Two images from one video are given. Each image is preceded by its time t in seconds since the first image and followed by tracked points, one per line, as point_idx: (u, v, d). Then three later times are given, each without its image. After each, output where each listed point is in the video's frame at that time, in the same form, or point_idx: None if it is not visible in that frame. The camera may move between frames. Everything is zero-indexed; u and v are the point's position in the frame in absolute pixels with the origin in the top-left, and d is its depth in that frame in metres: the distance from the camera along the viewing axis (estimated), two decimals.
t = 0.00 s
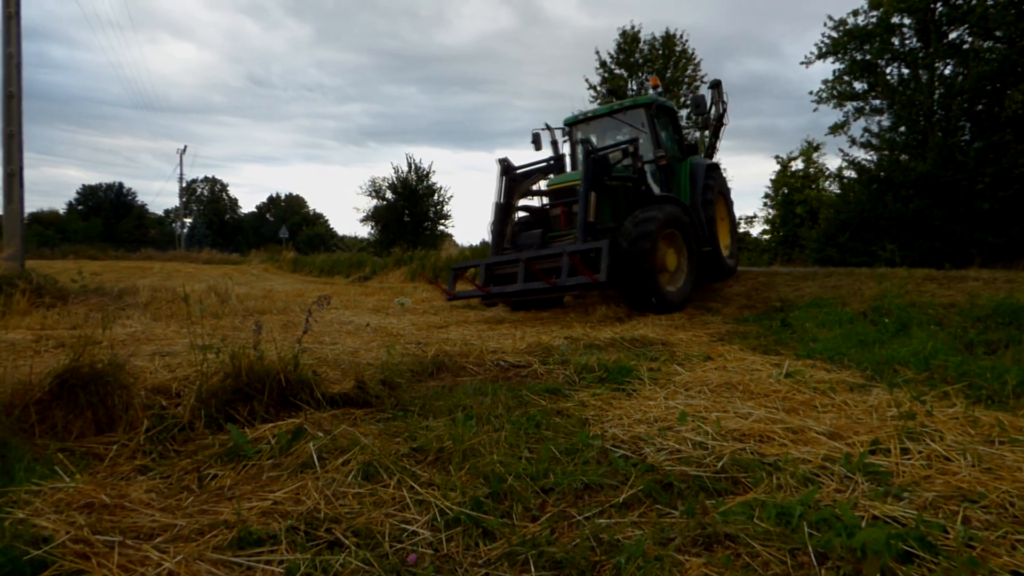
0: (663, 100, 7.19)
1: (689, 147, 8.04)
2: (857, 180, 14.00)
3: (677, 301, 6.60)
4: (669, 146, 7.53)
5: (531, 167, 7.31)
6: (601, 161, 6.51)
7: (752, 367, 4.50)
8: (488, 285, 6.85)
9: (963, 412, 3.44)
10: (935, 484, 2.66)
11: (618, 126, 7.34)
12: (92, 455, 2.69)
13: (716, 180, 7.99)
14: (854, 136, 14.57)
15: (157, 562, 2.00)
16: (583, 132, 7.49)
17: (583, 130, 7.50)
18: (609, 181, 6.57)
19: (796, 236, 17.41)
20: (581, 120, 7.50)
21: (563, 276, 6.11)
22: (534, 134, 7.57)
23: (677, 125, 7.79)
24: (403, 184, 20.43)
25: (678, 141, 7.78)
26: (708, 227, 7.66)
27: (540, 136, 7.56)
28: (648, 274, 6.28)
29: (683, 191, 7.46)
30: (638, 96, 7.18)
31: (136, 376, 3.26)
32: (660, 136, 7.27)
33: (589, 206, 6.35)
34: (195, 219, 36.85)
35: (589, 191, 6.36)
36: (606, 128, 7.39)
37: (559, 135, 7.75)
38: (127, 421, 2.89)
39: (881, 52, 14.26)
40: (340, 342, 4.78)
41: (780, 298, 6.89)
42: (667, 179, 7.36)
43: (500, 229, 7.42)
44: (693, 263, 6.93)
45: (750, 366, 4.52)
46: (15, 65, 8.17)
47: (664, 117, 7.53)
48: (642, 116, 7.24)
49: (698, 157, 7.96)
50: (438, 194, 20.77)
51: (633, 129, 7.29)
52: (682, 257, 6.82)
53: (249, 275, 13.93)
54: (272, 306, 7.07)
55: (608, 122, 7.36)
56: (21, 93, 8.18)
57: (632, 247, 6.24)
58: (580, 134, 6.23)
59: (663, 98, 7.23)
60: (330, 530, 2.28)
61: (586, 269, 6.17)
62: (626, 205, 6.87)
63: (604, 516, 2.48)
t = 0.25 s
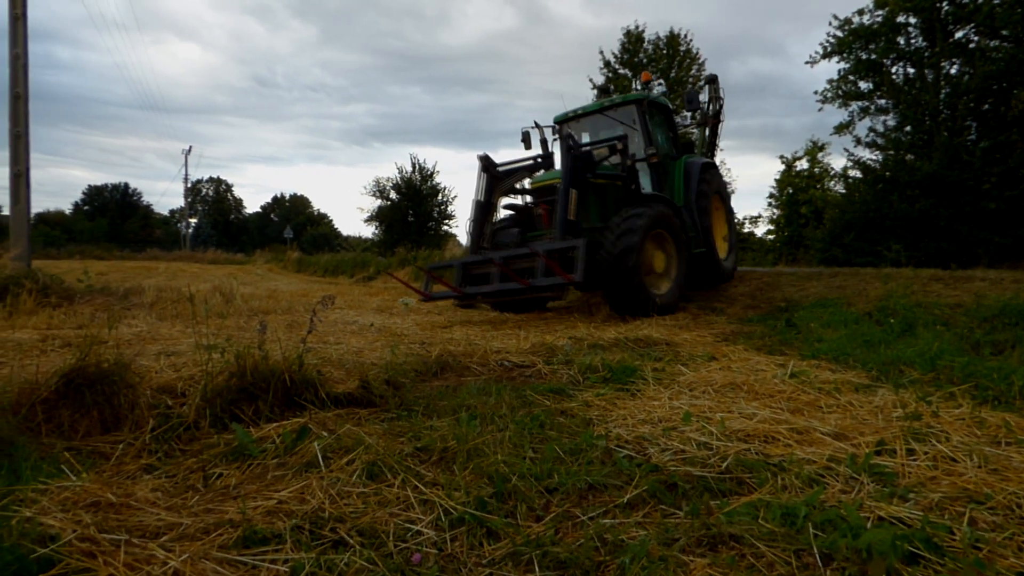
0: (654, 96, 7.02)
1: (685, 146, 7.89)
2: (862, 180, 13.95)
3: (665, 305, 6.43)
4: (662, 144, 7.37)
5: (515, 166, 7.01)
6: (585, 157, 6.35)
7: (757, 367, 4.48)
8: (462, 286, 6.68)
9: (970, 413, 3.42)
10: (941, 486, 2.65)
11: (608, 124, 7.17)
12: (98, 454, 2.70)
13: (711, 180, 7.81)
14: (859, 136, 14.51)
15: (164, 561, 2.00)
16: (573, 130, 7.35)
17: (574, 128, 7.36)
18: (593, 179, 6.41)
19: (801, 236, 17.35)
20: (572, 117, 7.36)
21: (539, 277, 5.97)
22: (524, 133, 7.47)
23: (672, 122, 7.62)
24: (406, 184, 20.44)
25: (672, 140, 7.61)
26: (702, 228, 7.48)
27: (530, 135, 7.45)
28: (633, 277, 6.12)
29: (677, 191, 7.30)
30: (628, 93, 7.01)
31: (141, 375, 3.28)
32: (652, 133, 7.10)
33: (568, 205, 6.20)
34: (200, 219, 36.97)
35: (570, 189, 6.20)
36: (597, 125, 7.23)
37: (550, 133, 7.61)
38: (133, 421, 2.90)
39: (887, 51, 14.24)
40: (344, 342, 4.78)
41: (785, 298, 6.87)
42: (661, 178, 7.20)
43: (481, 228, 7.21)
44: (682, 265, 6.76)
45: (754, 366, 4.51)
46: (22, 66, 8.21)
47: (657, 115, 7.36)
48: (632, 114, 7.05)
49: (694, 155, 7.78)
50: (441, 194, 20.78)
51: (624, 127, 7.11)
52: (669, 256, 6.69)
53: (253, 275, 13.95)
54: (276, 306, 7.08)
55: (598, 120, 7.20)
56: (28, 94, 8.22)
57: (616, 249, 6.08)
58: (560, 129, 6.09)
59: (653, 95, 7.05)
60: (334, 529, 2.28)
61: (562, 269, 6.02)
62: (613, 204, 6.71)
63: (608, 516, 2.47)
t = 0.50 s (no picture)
0: (656, 91, 6.89)
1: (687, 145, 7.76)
2: (872, 180, 13.84)
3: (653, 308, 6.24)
4: (663, 141, 7.22)
5: (501, 160, 6.53)
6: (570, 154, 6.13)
7: (766, 367, 4.46)
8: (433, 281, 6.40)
9: (982, 414, 3.39)
10: (953, 488, 2.63)
11: (608, 119, 7.03)
12: (110, 452, 2.72)
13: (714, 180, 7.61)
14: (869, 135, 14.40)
15: (174, 558, 2.02)
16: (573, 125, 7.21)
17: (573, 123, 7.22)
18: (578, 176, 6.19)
19: (810, 236, 17.25)
20: (571, 112, 7.23)
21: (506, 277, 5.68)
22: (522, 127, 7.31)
23: (673, 120, 7.50)
24: (414, 184, 20.48)
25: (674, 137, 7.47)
26: (701, 229, 7.26)
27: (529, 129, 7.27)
28: (615, 279, 5.95)
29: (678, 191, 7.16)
30: (629, 88, 6.88)
31: (152, 374, 3.30)
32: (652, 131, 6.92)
33: (548, 203, 5.93)
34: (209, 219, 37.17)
35: (552, 187, 5.94)
36: (596, 120, 7.09)
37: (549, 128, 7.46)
38: (144, 419, 2.92)
39: (897, 48, 14.15)
40: (352, 342, 4.79)
41: (794, 298, 6.84)
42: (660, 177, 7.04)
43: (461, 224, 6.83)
44: (672, 267, 6.57)
45: (763, 367, 4.48)
46: (35, 68, 8.28)
47: (658, 111, 7.23)
48: (633, 108, 6.91)
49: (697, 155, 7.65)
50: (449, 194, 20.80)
51: (624, 122, 6.96)
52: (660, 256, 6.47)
53: (262, 275, 14.00)
54: (285, 305, 7.11)
55: (599, 115, 7.06)
56: (41, 95, 8.29)
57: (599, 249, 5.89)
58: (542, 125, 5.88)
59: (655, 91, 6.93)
60: (343, 528, 2.29)
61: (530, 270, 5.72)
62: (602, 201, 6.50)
63: (616, 516, 2.47)
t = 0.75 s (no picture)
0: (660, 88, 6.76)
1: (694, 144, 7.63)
2: (885, 179, 13.70)
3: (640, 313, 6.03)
4: (667, 140, 7.08)
5: (491, 154, 6.19)
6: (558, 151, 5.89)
7: (777, 368, 4.43)
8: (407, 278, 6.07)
9: (998, 416, 3.35)
10: (968, 490, 2.60)
11: (611, 114, 6.94)
12: (123, 449, 2.74)
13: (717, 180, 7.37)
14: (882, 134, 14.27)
15: (188, 555, 2.03)
16: (576, 119, 7.17)
17: (576, 117, 7.19)
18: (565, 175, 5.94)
19: (822, 235, 17.10)
20: (575, 105, 7.20)
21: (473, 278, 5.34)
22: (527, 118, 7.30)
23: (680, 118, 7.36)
24: (424, 184, 20.52)
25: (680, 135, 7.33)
26: (699, 231, 7.03)
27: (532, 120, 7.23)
28: (598, 283, 5.76)
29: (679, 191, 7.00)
30: (633, 83, 6.77)
31: (165, 373, 3.33)
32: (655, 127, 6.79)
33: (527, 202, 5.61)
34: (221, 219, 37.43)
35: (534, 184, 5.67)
36: (601, 114, 7.02)
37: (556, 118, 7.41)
38: (157, 417, 2.95)
39: (911, 46, 13.99)
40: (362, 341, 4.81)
41: (806, 298, 6.79)
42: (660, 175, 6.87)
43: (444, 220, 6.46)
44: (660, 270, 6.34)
45: (775, 367, 4.45)
46: (51, 70, 8.38)
47: (664, 109, 7.10)
48: (636, 104, 6.79)
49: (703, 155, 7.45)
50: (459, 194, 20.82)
51: (626, 118, 6.85)
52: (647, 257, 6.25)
53: (272, 275, 14.06)
54: (295, 305, 7.14)
55: (602, 109, 6.99)
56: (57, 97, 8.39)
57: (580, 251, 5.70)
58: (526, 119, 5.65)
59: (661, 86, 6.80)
60: (354, 527, 2.30)
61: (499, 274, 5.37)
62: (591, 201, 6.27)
63: (627, 516, 2.46)
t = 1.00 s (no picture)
0: (653, 82, 6.58)
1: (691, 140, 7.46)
2: (901, 177, 13.53)
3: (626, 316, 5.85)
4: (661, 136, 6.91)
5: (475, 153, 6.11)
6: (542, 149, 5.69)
7: (792, 368, 4.39)
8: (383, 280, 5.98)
9: (1017, 417, 3.30)
10: (986, 492, 2.56)
11: (603, 110, 6.75)
12: (140, 447, 2.77)
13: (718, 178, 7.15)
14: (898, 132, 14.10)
15: (204, 553, 2.06)
16: (568, 116, 6.97)
17: (568, 114, 7.00)
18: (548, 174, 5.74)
19: (837, 234, 16.93)
20: (566, 102, 7.01)
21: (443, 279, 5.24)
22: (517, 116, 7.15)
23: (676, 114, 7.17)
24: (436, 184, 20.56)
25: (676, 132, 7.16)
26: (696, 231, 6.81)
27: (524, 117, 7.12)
28: (581, 283, 5.60)
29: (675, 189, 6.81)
30: (626, 77, 6.58)
31: (181, 372, 3.36)
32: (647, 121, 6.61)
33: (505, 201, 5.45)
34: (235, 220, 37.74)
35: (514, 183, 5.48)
36: (592, 111, 6.83)
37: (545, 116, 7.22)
38: (173, 416, 2.98)
39: (927, 43, 13.81)
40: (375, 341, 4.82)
41: (820, 298, 6.73)
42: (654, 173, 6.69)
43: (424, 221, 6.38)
44: (650, 271, 6.14)
45: (789, 368, 4.42)
46: (69, 73, 8.50)
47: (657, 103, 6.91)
48: (629, 100, 6.61)
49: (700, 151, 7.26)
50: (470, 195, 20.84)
51: (619, 113, 6.68)
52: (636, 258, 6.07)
53: (286, 275, 14.16)
54: (309, 305, 7.19)
55: (594, 105, 6.80)
56: (74, 100, 8.51)
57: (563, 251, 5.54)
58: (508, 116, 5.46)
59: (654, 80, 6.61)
60: (367, 525, 2.31)
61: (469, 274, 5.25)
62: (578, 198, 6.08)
63: (639, 517, 2.46)
